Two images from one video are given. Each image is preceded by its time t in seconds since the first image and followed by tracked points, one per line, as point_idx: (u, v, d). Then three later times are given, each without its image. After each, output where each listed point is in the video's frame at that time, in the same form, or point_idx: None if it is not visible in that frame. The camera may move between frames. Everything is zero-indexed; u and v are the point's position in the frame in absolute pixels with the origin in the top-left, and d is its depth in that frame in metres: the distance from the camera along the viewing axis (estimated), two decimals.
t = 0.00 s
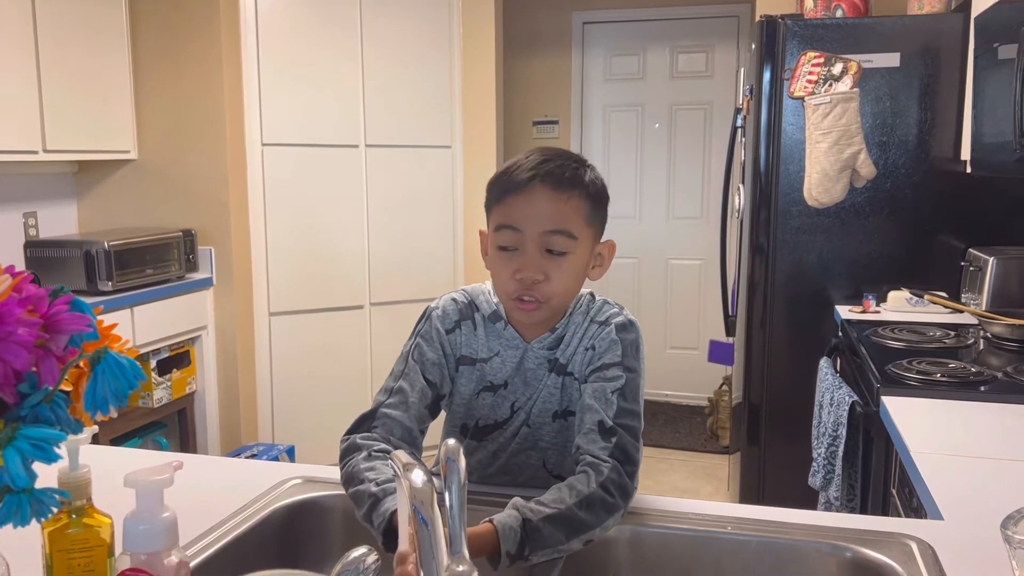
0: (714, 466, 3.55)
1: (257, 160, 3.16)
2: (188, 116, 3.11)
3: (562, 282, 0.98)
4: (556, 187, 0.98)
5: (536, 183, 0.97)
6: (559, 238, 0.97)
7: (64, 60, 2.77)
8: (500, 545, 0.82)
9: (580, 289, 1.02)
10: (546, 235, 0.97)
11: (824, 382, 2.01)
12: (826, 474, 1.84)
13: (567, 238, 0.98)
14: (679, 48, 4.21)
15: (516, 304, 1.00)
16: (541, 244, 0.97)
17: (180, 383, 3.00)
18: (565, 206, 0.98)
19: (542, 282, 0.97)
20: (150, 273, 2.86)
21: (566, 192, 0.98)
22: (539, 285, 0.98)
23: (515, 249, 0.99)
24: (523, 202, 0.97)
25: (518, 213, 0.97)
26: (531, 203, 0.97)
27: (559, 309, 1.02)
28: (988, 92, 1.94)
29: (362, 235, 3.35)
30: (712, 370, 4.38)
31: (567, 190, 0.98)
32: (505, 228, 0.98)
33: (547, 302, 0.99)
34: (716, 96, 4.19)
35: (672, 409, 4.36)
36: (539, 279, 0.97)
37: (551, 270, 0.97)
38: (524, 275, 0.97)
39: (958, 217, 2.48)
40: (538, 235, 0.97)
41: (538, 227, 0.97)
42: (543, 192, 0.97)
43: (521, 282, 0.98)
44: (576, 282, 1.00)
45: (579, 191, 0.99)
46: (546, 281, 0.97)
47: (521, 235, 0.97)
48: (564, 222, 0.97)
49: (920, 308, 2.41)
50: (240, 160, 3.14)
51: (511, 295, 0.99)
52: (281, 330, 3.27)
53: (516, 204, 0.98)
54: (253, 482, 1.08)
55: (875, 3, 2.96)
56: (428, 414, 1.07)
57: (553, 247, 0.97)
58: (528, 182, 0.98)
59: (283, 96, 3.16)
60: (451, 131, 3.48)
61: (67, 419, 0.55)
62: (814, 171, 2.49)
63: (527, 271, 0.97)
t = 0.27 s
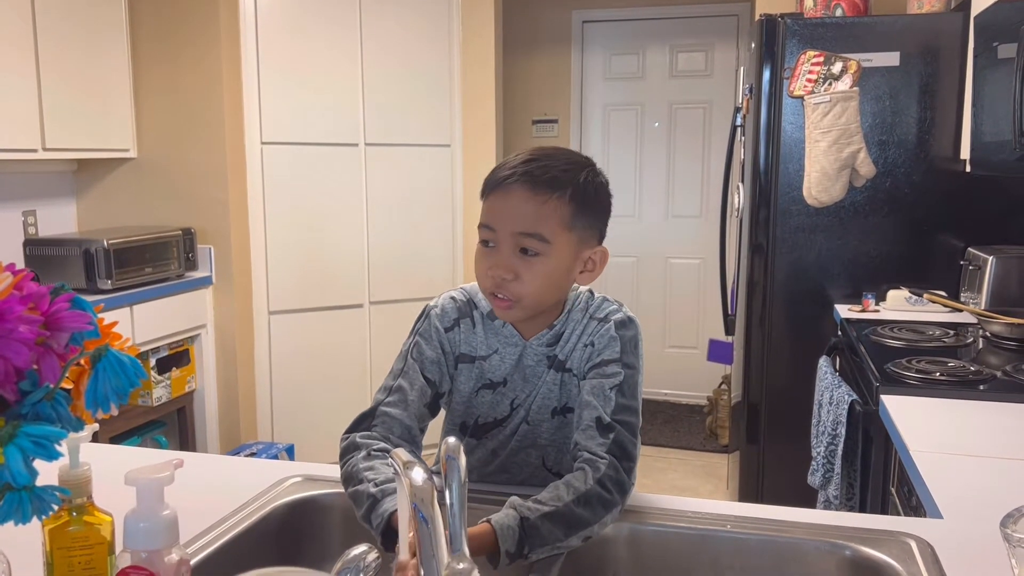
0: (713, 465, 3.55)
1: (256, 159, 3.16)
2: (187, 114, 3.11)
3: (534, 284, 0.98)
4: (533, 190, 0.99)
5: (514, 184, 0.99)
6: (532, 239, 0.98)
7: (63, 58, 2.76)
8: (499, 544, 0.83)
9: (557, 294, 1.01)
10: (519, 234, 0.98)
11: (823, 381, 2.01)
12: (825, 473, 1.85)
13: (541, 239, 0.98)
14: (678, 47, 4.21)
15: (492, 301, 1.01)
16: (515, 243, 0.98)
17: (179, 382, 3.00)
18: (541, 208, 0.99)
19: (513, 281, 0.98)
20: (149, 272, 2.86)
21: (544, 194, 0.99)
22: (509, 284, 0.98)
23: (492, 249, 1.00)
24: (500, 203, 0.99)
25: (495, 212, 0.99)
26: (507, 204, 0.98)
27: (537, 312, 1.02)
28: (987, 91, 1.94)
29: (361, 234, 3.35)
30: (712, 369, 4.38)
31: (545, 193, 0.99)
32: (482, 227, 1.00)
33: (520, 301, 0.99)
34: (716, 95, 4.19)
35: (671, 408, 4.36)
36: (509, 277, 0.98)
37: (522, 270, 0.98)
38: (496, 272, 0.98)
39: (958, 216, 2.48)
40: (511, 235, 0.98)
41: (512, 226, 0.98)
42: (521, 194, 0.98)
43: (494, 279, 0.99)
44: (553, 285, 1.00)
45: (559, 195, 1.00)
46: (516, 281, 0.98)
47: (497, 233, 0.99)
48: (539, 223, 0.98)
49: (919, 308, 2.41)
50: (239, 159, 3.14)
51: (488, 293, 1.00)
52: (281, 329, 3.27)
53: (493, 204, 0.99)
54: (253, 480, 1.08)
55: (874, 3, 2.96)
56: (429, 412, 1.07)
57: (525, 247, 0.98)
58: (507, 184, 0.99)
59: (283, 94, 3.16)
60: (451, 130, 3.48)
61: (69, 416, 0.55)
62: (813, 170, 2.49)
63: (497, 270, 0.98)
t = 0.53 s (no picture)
0: (713, 465, 3.55)
1: (256, 159, 3.16)
2: (187, 114, 3.11)
3: (533, 287, 0.98)
4: (533, 193, 0.99)
5: (514, 187, 0.99)
6: (531, 242, 0.98)
7: (63, 57, 2.76)
8: (483, 548, 0.83)
9: (555, 296, 1.01)
10: (519, 238, 0.98)
11: (823, 381, 2.01)
12: (824, 473, 1.85)
13: (540, 242, 0.98)
14: (678, 47, 4.21)
15: (491, 303, 1.01)
16: (514, 245, 0.98)
17: (179, 381, 3.00)
18: (541, 212, 0.99)
19: (511, 283, 0.98)
20: (149, 272, 2.86)
21: (544, 198, 0.99)
22: (507, 287, 0.98)
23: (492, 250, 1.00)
24: (500, 205, 0.99)
25: (495, 215, 0.99)
26: (506, 206, 0.98)
27: (536, 314, 1.02)
28: (987, 91, 1.94)
29: (361, 234, 3.35)
30: (711, 369, 4.38)
31: (544, 196, 0.99)
32: (483, 229, 1.00)
33: (519, 303, 0.99)
34: (715, 95, 4.19)
35: (670, 408, 4.37)
36: (508, 279, 0.98)
37: (521, 272, 0.98)
38: (495, 274, 0.99)
39: (957, 216, 2.48)
40: (510, 238, 0.98)
41: (512, 229, 0.98)
42: (521, 196, 0.98)
43: (493, 281, 0.99)
44: (552, 288, 1.00)
45: (559, 198, 1.00)
46: (515, 283, 0.98)
47: (497, 236, 0.99)
48: (539, 227, 0.98)
49: (919, 308, 2.42)
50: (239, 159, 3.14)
51: (486, 294, 1.01)
52: (280, 329, 3.27)
53: (493, 206, 0.99)
54: (253, 480, 1.08)
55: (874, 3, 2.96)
56: (427, 409, 1.07)
57: (524, 250, 0.98)
58: (507, 186, 0.99)
59: (282, 94, 3.16)
60: (451, 130, 3.48)
61: (68, 417, 0.55)
62: (813, 170, 2.49)
63: (496, 272, 0.99)
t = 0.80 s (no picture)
0: (712, 466, 3.55)
1: (256, 159, 3.16)
2: (188, 114, 3.11)
3: (540, 291, 0.98)
4: (541, 199, 0.99)
5: (523, 191, 0.99)
6: (538, 247, 0.98)
7: (63, 57, 2.76)
8: (480, 539, 0.83)
9: (561, 300, 1.02)
10: (527, 242, 0.98)
11: (822, 381, 2.01)
12: (824, 474, 1.85)
13: (547, 248, 0.98)
14: (678, 47, 4.22)
15: (496, 306, 1.01)
16: (521, 250, 0.98)
17: (179, 381, 3.00)
18: (549, 217, 0.99)
19: (518, 288, 0.98)
20: (149, 272, 2.86)
21: (553, 203, 0.99)
22: (514, 291, 0.98)
23: (499, 254, 1.00)
24: (508, 209, 0.99)
25: (503, 219, 0.99)
26: (514, 212, 0.98)
27: (540, 317, 1.02)
28: (987, 92, 1.94)
29: (360, 234, 3.35)
30: (711, 370, 4.39)
31: (553, 202, 0.99)
32: (490, 232, 1.00)
33: (525, 307, 0.99)
34: (715, 95, 4.19)
35: (670, 408, 4.37)
36: (515, 284, 0.98)
37: (527, 277, 0.98)
38: (502, 278, 0.99)
39: (956, 217, 2.48)
40: (517, 242, 0.98)
41: (520, 234, 0.98)
42: (529, 201, 0.98)
43: (499, 285, 0.99)
44: (557, 293, 1.00)
45: (567, 204, 1.00)
46: (521, 288, 0.98)
47: (504, 240, 0.99)
48: (546, 232, 0.98)
49: (918, 309, 2.42)
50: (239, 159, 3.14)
51: (492, 297, 1.01)
52: (280, 329, 3.27)
53: (501, 210, 0.99)
54: (252, 480, 1.08)
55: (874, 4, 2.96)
56: (427, 406, 1.08)
57: (531, 255, 0.98)
58: (516, 191, 0.99)
59: (282, 94, 3.16)
60: (451, 131, 3.48)
61: (68, 417, 0.55)
62: (812, 171, 2.49)
63: (503, 276, 0.98)
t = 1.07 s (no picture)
0: (711, 467, 3.55)
1: (255, 160, 3.16)
2: (188, 114, 3.11)
3: (543, 294, 0.98)
4: (546, 204, 0.98)
5: (528, 195, 0.98)
6: (542, 251, 0.97)
7: (62, 57, 2.76)
8: (488, 543, 0.84)
9: (564, 303, 1.01)
10: (531, 246, 0.97)
11: (821, 382, 2.01)
12: (823, 475, 1.85)
13: (552, 252, 0.98)
14: (678, 49, 4.22)
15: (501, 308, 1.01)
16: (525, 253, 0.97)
17: (178, 382, 3.00)
18: (554, 221, 0.98)
19: (522, 291, 0.98)
20: (148, 272, 2.86)
21: (558, 207, 0.98)
22: (518, 294, 0.98)
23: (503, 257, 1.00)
24: (513, 212, 0.98)
25: (508, 222, 0.98)
26: (519, 216, 0.98)
27: (544, 320, 1.02)
28: (986, 93, 1.94)
29: (360, 235, 3.35)
30: (710, 371, 4.39)
31: (558, 205, 0.98)
32: (495, 236, 0.99)
33: (528, 310, 0.99)
34: (715, 96, 4.20)
35: (669, 409, 4.37)
36: (519, 287, 0.98)
37: (532, 281, 0.98)
38: (506, 280, 0.98)
39: (956, 218, 2.48)
40: (522, 246, 0.97)
41: (524, 237, 0.97)
42: (534, 205, 0.98)
43: (504, 287, 0.99)
44: (561, 296, 1.00)
45: (572, 207, 0.99)
46: (526, 292, 0.98)
47: (509, 243, 0.98)
48: (551, 237, 0.97)
49: (918, 310, 2.42)
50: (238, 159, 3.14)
51: (496, 299, 1.00)
52: (279, 330, 3.27)
53: (506, 214, 0.99)
54: (252, 480, 1.08)
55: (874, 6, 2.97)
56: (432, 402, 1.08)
57: (536, 260, 0.97)
58: (521, 195, 0.98)
59: (282, 95, 3.16)
60: (450, 132, 3.48)
61: (68, 417, 0.55)
62: (812, 173, 2.49)
63: (508, 280, 0.98)
